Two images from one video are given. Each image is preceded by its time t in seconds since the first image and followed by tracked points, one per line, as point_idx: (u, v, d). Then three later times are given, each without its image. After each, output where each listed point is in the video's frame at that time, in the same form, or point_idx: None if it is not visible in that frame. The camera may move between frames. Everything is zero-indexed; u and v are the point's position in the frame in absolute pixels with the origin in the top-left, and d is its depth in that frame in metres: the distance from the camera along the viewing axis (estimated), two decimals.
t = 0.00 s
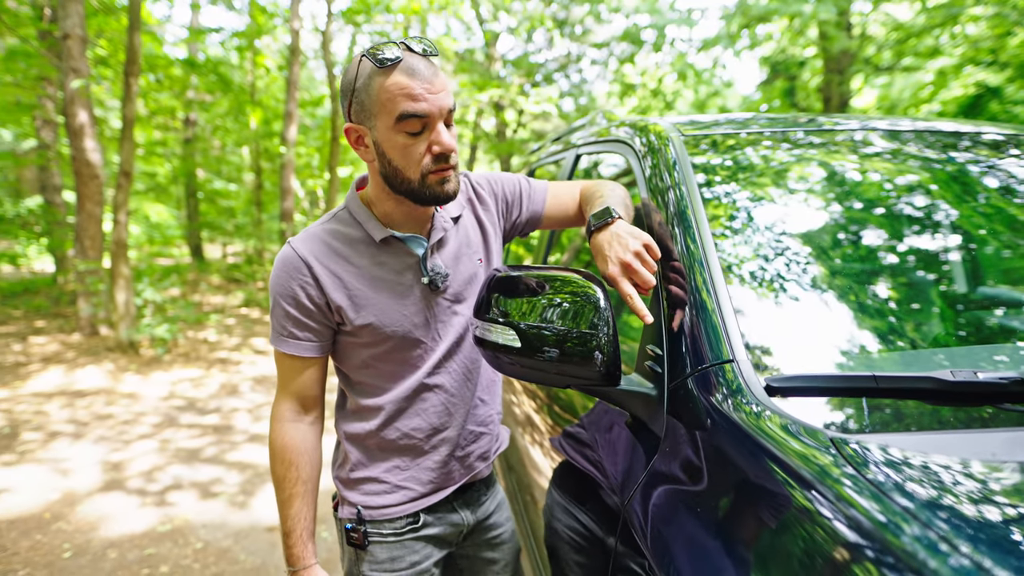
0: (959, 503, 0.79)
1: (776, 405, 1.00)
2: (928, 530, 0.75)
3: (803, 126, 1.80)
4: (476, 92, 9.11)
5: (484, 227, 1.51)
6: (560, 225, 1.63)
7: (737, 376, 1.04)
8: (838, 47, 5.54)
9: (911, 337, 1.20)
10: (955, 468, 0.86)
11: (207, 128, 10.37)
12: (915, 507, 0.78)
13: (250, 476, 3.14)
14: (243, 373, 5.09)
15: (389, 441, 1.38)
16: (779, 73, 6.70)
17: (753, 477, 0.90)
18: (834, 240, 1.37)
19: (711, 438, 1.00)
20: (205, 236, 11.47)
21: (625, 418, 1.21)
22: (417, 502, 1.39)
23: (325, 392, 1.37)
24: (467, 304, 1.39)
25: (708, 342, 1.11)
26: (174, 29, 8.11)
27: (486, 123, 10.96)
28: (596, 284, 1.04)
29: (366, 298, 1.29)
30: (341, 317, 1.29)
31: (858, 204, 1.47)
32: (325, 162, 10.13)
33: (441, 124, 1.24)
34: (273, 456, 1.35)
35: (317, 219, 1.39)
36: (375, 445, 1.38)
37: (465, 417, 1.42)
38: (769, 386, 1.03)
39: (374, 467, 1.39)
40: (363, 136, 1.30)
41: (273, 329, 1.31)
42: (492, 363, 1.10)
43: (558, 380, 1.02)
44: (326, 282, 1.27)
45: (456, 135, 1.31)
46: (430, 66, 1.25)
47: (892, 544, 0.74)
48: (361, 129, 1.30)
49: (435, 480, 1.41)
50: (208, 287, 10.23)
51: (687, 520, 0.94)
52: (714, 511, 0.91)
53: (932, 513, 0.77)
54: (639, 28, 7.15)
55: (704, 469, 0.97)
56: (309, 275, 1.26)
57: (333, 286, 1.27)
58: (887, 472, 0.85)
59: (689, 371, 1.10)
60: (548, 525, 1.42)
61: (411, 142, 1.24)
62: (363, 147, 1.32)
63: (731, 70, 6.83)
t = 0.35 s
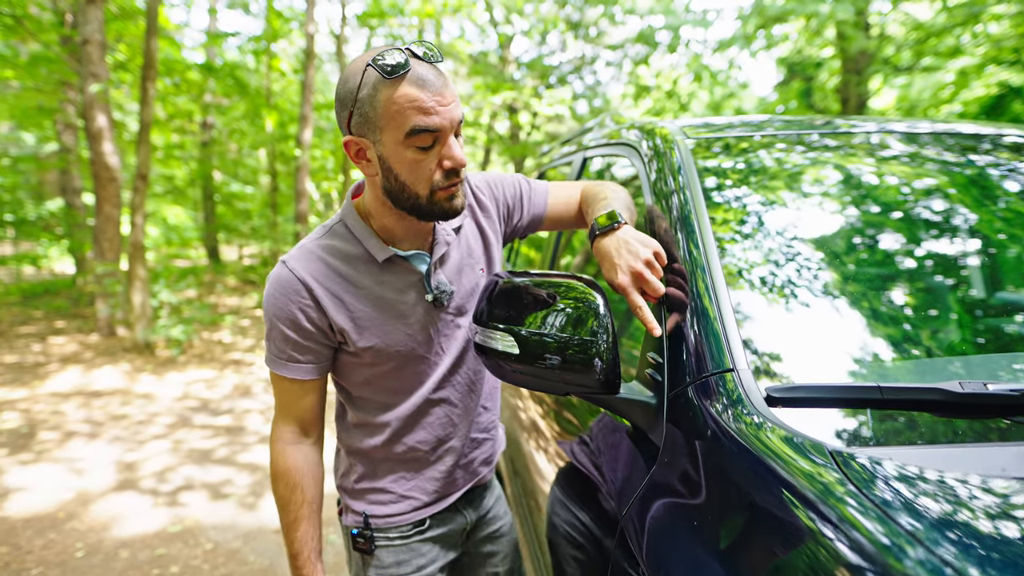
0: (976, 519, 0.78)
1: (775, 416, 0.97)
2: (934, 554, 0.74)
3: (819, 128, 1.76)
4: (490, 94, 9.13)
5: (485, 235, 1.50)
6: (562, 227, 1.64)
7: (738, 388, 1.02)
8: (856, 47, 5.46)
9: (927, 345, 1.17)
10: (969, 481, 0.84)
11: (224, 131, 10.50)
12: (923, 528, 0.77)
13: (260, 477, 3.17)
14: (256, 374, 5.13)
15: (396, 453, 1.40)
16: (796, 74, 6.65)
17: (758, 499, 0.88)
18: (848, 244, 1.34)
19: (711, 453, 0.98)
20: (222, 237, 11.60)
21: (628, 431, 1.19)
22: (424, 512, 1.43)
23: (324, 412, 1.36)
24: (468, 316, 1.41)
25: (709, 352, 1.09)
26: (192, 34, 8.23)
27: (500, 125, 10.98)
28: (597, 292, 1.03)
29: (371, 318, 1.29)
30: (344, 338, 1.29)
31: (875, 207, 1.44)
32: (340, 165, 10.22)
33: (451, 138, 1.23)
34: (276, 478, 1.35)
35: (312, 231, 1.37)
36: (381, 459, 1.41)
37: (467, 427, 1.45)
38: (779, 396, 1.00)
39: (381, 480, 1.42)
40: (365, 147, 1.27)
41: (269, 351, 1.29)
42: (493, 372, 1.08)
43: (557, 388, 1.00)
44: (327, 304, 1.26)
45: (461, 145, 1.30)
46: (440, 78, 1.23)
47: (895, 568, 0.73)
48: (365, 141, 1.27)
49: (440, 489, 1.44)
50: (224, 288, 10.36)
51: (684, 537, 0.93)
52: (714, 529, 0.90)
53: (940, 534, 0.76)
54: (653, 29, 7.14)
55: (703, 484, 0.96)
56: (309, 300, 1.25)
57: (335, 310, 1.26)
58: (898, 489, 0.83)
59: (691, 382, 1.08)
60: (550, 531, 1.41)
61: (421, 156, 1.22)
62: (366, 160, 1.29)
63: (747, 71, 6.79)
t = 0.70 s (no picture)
0: (991, 530, 0.75)
1: (783, 428, 0.94)
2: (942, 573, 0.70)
3: (833, 127, 1.72)
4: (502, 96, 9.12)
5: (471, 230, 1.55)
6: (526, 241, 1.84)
7: (742, 396, 0.99)
8: (871, 47, 5.37)
9: (944, 350, 1.13)
10: (988, 493, 0.81)
11: (237, 134, 10.57)
12: (933, 544, 0.73)
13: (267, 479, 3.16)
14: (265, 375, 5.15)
15: (402, 453, 1.40)
16: (810, 74, 6.56)
17: (763, 512, 0.84)
18: (863, 246, 1.30)
19: (713, 464, 0.95)
20: (234, 239, 11.69)
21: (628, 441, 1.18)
22: (432, 511, 1.45)
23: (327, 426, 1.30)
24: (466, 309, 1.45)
25: (714, 358, 1.05)
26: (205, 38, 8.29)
27: (511, 127, 10.96)
28: (601, 297, 1.01)
29: (382, 318, 1.26)
30: (353, 339, 1.25)
31: (890, 209, 1.40)
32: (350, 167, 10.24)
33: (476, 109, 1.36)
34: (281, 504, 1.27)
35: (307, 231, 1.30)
36: (388, 461, 1.39)
37: (468, 422, 1.48)
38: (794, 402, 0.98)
39: (387, 481, 1.41)
40: (412, 125, 1.26)
41: (270, 362, 1.18)
42: (491, 376, 1.06)
43: (554, 394, 0.97)
44: (339, 305, 1.20)
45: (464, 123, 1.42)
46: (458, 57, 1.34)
47: None
48: (413, 114, 1.26)
49: (442, 488, 1.47)
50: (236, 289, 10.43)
51: (688, 555, 0.90)
52: (715, 545, 0.87)
53: (951, 550, 0.72)
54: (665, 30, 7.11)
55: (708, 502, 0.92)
56: (321, 302, 1.18)
57: (348, 311, 1.21)
58: (909, 501, 0.80)
59: (695, 389, 1.04)
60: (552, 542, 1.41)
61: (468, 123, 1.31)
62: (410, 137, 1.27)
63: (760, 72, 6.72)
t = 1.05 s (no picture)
0: (1002, 542, 0.73)
1: (789, 443, 0.90)
2: None
3: (844, 127, 1.68)
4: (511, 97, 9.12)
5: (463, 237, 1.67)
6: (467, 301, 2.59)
7: (747, 407, 0.95)
8: (883, 47, 5.32)
9: (957, 356, 1.10)
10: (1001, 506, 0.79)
11: (246, 136, 10.63)
12: (937, 560, 0.71)
13: (271, 482, 3.15)
14: (271, 377, 5.15)
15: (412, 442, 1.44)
16: (821, 75, 6.50)
17: (761, 527, 0.81)
18: (874, 249, 1.27)
19: (713, 477, 0.91)
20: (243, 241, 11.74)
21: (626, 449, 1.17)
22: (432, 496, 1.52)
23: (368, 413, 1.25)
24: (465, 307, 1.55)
25: (719, 364, 1.02)
26: (215, 41, 8.34)
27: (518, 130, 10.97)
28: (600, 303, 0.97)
29: (423, 304, 1.30)
30: (397, 323, 1.25)
31: (902, 211, 1.37)
32: (358, 169, 10.27)
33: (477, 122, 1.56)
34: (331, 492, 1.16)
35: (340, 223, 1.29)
36: (401, 449, 1.43)
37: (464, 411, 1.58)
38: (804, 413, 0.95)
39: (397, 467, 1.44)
40: (448, 121, 1.40)
41: (326, 343, 1.12)
42: (492, 388, 1.04)
43: (554, 406, 0.95)
44: (394, 286, 1.21)
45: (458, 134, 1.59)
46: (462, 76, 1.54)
47: None
48: (449, 116, 1.40)
49: (441, 476, 1.53)
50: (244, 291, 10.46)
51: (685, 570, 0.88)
52: (713, 561, 0.84)
53: (957, 567, 0.70)
54: (674, 31, 7.11)
55: (708, 519, 0.88)
56: (381, 282, 1.18)
57: (403, 292, 1.23)
58: (916, 513, 0.77)
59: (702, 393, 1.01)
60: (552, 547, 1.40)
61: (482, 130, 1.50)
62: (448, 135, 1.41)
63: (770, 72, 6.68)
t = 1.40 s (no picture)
0: (1011, 559, 0.68)
1: (795, 466, 0.86)
2: None
3: (854, 129, 1.63)
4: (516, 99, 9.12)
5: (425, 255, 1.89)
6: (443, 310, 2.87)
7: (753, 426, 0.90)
8: (888, 49, 5.33)
9: (966, 363, 1.07)
10: None
11: (250, 139, 10.65)
12: None
13: (269, 489, 3.12)
14: (273, 382, 5.13)
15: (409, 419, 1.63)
16: (825, 77, 6.50)
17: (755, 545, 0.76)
18: (881, 253, 1.22)
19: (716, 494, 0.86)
20: (247, 244, 11.76)
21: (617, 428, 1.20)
22: (419, 471, 1.67)
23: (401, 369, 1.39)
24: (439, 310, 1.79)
25: (725, 377, 0.96)
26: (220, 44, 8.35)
27: (523, 132, 10.96)
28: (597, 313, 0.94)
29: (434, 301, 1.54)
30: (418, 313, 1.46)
31: (909, 214, 1.31)
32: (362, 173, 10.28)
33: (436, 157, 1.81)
34: (393, 418, 1.27)
35: (369, 224, 1.47)
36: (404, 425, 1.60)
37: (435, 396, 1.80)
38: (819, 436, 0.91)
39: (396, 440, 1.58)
40: (420, 158, 1.65)
41: (384, 313, 1.29)
42: (486, 405, 1.00)
43: (550, 422, 0.91)
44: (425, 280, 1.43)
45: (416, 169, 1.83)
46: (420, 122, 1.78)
47: None
48: (423, 156, 1.66)
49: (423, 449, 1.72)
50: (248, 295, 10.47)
51: None
52: None
53: None
54: (678, 34, 7.08)
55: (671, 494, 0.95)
56: (419, 275, 1.40)
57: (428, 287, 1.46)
58: (923, 531, 0.73)
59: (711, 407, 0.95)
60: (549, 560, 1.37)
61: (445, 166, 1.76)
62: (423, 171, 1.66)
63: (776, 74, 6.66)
